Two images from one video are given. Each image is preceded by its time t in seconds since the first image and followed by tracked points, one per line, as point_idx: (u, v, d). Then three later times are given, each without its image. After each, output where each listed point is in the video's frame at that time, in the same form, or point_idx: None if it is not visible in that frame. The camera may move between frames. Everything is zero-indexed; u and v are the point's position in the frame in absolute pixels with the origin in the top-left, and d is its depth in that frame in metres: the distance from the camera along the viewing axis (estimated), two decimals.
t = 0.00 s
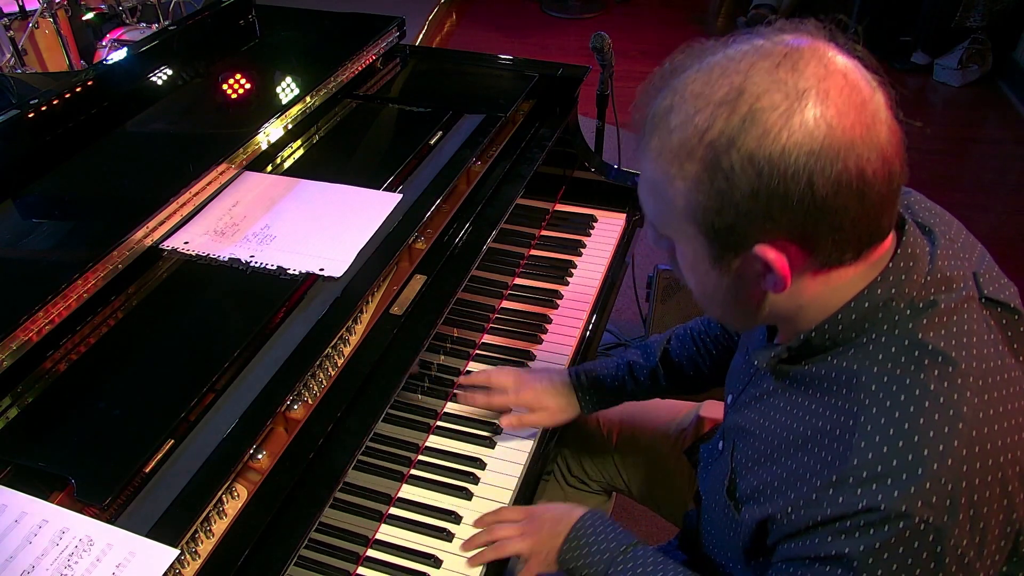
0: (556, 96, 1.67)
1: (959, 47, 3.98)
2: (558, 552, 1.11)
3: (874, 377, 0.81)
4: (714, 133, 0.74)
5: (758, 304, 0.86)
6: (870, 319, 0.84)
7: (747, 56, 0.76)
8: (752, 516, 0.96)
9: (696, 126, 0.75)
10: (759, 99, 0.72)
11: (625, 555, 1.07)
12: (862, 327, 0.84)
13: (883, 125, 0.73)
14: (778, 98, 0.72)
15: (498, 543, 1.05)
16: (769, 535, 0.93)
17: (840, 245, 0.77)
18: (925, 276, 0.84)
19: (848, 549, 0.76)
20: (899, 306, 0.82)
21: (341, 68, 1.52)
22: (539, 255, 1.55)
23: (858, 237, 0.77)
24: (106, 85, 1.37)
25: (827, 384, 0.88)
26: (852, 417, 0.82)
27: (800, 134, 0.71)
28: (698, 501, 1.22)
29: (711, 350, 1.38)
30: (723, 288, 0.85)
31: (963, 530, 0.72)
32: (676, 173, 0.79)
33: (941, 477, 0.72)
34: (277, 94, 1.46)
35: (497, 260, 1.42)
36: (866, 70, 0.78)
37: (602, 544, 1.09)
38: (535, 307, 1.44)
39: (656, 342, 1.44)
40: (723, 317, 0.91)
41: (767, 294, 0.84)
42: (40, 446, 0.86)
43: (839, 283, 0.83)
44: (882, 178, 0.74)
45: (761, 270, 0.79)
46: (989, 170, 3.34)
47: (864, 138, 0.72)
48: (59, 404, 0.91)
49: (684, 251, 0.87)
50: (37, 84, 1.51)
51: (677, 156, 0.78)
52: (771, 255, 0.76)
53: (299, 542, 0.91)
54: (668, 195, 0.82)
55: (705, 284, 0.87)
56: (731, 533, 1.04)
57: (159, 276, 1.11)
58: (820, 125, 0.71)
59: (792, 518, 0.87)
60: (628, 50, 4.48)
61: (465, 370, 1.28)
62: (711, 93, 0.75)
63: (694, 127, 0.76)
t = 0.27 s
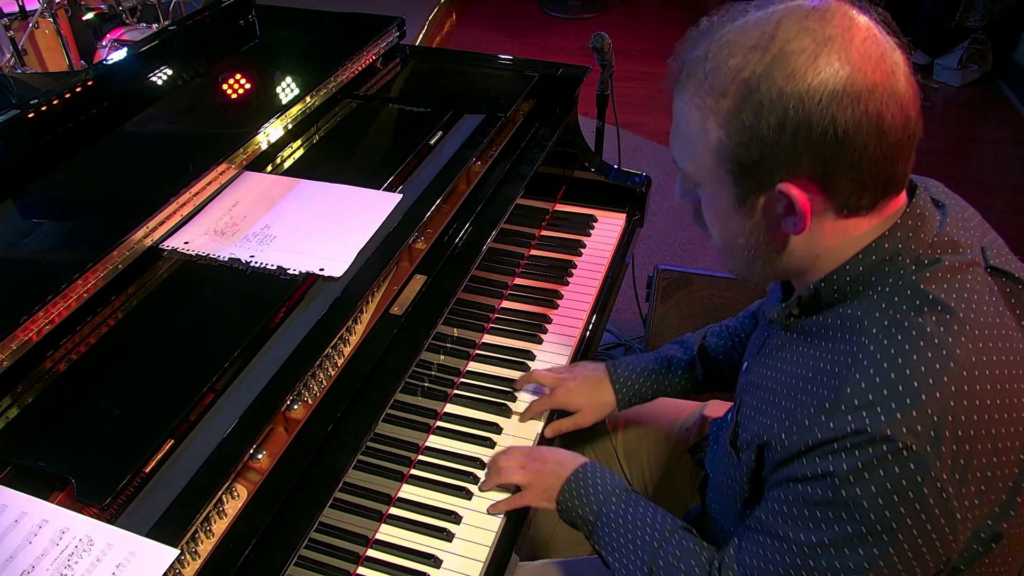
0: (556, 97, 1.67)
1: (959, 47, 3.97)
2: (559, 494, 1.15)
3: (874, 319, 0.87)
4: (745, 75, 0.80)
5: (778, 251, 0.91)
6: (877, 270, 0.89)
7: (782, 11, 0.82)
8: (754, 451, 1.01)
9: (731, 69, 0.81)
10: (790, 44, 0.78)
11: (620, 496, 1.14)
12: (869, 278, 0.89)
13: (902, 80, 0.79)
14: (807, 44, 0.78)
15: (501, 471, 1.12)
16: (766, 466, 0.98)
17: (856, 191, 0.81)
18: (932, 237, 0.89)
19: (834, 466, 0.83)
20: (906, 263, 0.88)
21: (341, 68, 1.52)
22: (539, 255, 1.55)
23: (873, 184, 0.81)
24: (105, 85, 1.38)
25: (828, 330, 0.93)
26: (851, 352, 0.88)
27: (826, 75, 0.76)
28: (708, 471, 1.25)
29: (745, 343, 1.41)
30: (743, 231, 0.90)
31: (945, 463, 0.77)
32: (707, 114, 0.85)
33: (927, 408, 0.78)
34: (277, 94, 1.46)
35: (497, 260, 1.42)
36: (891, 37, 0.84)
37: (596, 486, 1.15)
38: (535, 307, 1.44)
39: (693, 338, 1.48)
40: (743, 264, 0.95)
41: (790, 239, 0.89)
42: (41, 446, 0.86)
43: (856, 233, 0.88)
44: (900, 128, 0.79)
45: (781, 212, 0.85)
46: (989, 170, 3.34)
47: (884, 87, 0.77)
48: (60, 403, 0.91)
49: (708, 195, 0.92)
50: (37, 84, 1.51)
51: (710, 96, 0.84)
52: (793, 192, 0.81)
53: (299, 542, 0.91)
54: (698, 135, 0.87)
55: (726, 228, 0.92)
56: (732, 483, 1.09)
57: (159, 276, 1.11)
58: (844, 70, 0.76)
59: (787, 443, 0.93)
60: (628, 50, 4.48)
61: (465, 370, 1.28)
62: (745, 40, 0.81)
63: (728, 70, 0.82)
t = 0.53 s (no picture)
0: (556, 97, 1.67)
1: (959, 47, 3.97)
2: (548, 476, 1.15)
3: (872, 287, 0.87)
4: (757, 53, 0.81)
5: (784, 227, 0.91)
6: (877, 247, 0.89)
7: None
8: (752, 415, 1.02)
9: (743, 48, 0.83)
10: (800, 24, 0.79)
11: (608, 473, 1.15)
12: (869, 254, 0.90)
13: (906, 62, 0.80)
14: (816, 24, 0.79)
15: (489, 462, 1.12)
16: (763, 428, 0.99)
17: (860, 167, 0.82)
18: (932, 216, 0.90)
19: (828, 422, 0.83)
20: (904, 238, 0.88)
21: (341, 68, 1.52)
22: (539, 255, 1.55)
23: (878, 160, 0.82)
24: (105, 85, 1.38)
25: (825, 300, 0.94)
26: (848, 318, 0.88)
27: (833, 53, 0.77)
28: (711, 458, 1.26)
29: (740, 333, 1.42)
30: (749, 207, 0.91)
31: (935, 420, 0.78)
32: (718, 91, 0.86)
33: (920, 367, 0.78)
34: (277, 94, 1.46)
35: (498, 260, 1.42)
36: (896, 24, 0.85)
37: (586, 464, 1.16)
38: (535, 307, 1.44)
39: (689, 328, 1.50)
40: (747, 242, 0.96)
41: (796, 213, 0.89)
42: (41, 446, 0.85)
43: (859, 210, 0.89)
44: (903, 109, 0.80)
45: (786, 187, 0.85)
46: (989, 170, 3.34)
47: (890, 67, 0.78)
48: (60, 403, 0.91)
49: (715, 171, 0.93)
50: (37, 84, 1.51)
51: (721, 74, 0.85)
52: (800, 166, 0.82)
53: (299, 542, 0.91)
54: (708, 110, 0.88)
55: (732, 204, 0.93)
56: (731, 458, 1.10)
57: (159, 277, 1.11)
58: (850, 49, 0.77)
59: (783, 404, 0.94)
60: (628, 50, 4.48)
61: (465, 370, 1.27)
62: (756, 22, 0.83)
63: (739, 49, 0.83)
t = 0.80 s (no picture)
0: (556, 97, 1.67)
1: (959, 47, 3.97)
2: (550, 492, 1.16)
3: (876, 291, 0.88)
4: (751, 58, 0.81)
5: (780, 231, 0.91)
6: (878, 249, 0.89)
7: None
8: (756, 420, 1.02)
9: (737, 54, 0.82)
10: (794, 28, 0.79)
11: (611, 487, 1.15)
12: (870, 257, 0.90)
13: (902, 65, 0.79)
14: (810, 28, 0.78)
15: (493, 468, 1.12)
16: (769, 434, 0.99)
17: (858, 170, 0.82)
18: (932, 218, 0.89)
19: (837, 426, 0.83)
20: (905, 240, 0.88)
21: (341, 68, 1.52)
22: (539, 255, 1.55)
23: (875, 163, 0.82)
24: (106, 85, 1.38)
25: (829, 303, 0.94)
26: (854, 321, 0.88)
27: (828, 58, 0.77)
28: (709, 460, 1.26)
29: (728, 342, 1.43)
30: (746, 212, 0.91)
31: (946, 422, 0.78)
32: (714, 97, 0.86)
33: (929, 369, 0.79)
34: (277, 94, 1.46)
35: (497, 260, 1.42)
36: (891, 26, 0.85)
37: (589, 477, 1.17)
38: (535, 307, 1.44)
39: (674, 340, 1.48)
40: (743, 247, 0.96)
41: (794, 218, 0.89)
42: (41, 446, 0.86)
43: (858, 214, 0.89)
44: (901, 111, 0.79)
45: (785, 192, 0.85)
46: (989, 170, 3.34)
47: (886, 70, 0.78)
48: (59, 403, 0.91)
49: (713, 176, 0.93)
50: (37, 84, 1.51)
51: (716, 80, 0.85)
52: (798, 171, 0.82)
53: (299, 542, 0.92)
54: (704, 116, 0.88)
55: (729, 209, 0.93)
56: (733, 462, 1.10)
57: (159, 277, 1.11)
58: (846, 53, 0.77)
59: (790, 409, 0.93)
60: (628, 50, 4.48)
61: (465, 370, 1.28)
62: (750, 26, 0.82)
63: (733, 54, 0.83)
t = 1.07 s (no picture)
0: (556, 97, 1.67)
1: (959, 47, 3.98)
2: (550, 497, 1.16)
3: (875, 321, 0.87)
4: (757, 83, 0.80)
5: (779, 256, 0.91)
6: (878, 275, 0.88)
7: (793, 18, 0.82)
8: (751, 442, 1.02)
9: (741, 77, 0.81)
10: (803, 52, 0.78)
11: (608, 496, 1.15)
12: (870, 282, 0.89)
13: (914, 91, 0.78)
14: (820, 53, 0.77)
15: (495, 470, 1.12)
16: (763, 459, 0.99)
17: (865, 199, 0.82)
18: (934, 240, 0.89)
19: (832, 462, 0.83)
20: (906, 264, 0.87)
21: (341, 68, 1.52)
22: (539, 255, 1.55)
23: (882, 192, 0.81)
24: (106, 84, 1.38)
25: (825, 329, 0.93)
26: (850, 352, 0.88)
27: (838, 87, 0.76)
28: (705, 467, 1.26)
29: (717, 333, 1.42)
30: (745, 235, 0.91)
31: (943, 461, 0.78)
32: (715, 121, 0.85)
33: (928, 409, 0.78)
34: (277, 94, 1.46)
35: (498, 260, 1.42)
36: (902, 44, 0.83)
37: (587, 485, 1.16)
38: (535, 307, 1.44)
39: (663, 328, 1.49)
40: (741, 266, 0.96)
41: (792, 246, 0.89)
42: (41, 447, 0.85)
43: (858, 241, 0.88)
44: (912, 136, 0.79)
45: (786, 220, 0.85)
46: (989, 170, 3.34)
47: (898, 98, 0.77)
48: (58, 404, 0.91)
49: (709, 197, 0.92)
50: (37, 84, 1.51)
51: (718, 103, 0.84)
52: (800, 202, 0.81)
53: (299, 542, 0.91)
54: (705, 139, 0.87)
55: (726, 231, 0.93)
56: (731, 485, 1.09)
57: (159, 277, 1.11)
58: (856, 81, 0.76)
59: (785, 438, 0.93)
60: (628, 50, 4.48)
61: (464, 370, 1.27)
62: (757, 48, 0.81)
63: (737, 77, 0.82)
